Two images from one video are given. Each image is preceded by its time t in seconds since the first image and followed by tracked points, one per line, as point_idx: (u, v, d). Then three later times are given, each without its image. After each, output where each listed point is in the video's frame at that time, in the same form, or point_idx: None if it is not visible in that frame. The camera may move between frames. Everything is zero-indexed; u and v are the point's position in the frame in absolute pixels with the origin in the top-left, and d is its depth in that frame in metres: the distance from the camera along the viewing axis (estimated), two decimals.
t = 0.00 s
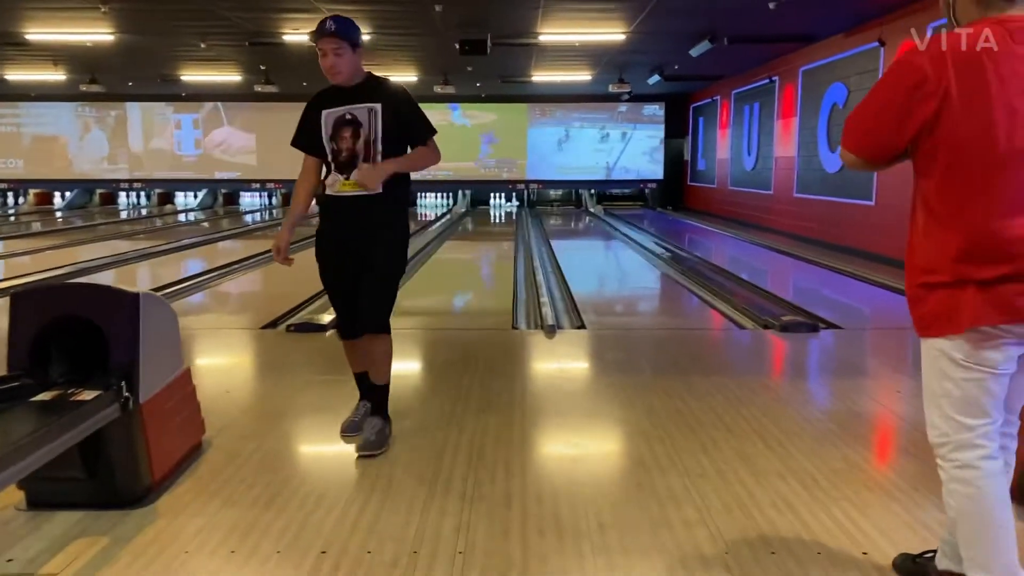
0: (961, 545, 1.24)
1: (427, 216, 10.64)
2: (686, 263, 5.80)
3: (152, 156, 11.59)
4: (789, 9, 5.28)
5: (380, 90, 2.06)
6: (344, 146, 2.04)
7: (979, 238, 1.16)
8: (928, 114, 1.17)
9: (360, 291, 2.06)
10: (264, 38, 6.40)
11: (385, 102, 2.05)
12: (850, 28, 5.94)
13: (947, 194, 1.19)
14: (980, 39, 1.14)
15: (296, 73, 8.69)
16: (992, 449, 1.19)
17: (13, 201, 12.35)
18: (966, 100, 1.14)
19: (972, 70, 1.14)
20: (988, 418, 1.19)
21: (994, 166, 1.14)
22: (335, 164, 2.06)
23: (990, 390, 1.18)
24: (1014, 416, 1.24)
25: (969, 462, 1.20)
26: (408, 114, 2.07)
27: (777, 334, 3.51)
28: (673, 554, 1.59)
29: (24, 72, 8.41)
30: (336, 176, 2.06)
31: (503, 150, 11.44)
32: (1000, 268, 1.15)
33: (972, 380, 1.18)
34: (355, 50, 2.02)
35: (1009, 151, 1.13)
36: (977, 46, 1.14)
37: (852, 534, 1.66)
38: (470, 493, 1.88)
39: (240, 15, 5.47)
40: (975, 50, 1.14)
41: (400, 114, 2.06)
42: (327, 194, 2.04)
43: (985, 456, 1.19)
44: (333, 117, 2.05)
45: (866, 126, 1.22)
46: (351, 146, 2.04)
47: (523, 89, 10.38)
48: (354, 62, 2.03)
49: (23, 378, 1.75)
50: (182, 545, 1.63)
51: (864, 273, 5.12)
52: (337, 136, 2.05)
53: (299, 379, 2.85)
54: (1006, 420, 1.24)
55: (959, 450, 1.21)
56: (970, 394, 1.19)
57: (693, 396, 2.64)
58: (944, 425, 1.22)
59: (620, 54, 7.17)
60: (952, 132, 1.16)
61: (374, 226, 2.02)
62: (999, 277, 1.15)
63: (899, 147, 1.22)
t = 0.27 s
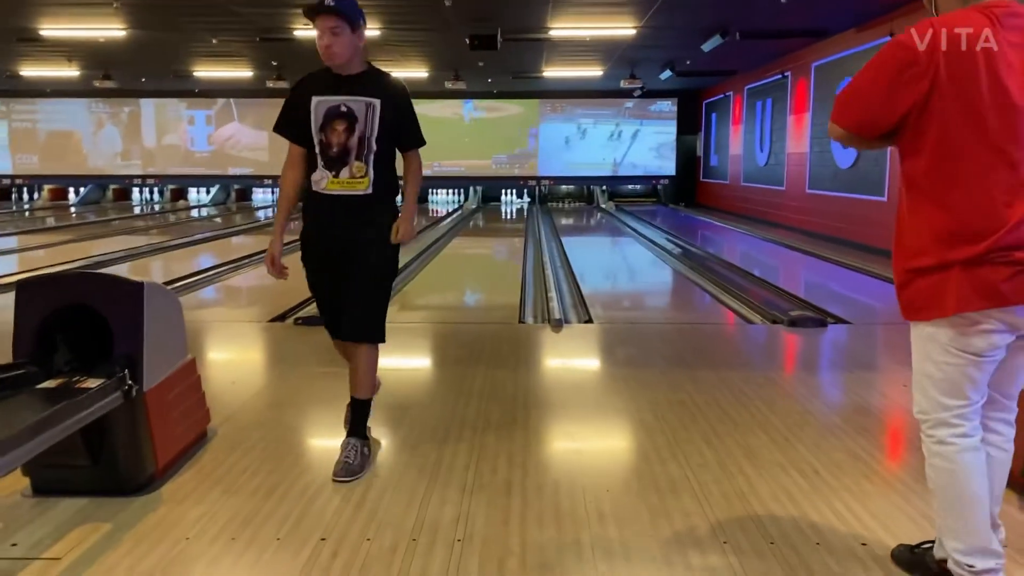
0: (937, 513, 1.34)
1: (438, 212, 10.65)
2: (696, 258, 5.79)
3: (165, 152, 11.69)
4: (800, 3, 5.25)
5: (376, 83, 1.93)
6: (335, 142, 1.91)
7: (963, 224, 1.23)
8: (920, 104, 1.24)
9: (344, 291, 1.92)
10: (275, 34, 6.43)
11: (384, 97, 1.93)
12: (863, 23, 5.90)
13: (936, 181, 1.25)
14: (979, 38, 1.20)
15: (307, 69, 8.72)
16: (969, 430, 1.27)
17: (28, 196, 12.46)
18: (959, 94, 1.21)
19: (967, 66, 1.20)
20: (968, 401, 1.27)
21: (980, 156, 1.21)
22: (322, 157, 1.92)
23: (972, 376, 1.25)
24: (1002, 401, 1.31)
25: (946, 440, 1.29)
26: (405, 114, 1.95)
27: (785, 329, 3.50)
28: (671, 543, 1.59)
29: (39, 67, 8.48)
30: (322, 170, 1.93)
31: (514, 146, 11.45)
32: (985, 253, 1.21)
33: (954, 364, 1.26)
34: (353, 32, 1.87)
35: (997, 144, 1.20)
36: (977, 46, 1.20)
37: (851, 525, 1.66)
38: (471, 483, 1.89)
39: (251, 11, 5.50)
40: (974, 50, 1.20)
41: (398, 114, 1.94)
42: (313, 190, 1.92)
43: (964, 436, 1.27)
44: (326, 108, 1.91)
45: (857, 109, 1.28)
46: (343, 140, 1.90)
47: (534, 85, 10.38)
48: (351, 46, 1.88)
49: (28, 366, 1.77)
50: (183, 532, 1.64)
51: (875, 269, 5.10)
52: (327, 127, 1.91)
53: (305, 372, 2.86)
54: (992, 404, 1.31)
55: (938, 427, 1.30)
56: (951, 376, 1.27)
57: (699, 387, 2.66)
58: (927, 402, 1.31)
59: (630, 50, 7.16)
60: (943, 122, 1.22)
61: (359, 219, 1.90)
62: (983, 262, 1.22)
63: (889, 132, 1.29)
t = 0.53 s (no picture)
0: (941, 515, 1.34)
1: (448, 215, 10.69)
2: (705, 260, 5.79)
3: (177, 158, 11.77)
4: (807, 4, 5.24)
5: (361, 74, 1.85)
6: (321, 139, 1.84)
7: (962, 222, 1.24)
8: (918, 103, 1.25)
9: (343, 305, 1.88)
10: (284, 39, 6.48)
11: (369, 89, 1.84)
12: (871, 24, 5.90)
13: (933, 179, 1.26)
14: (979, 39, 1.21)
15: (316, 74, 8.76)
16: (975, 432, 1.26)
17: (42, 202, 12.56)
18: (957, 94, 1.22)
19: (967, 65, 1.21)
20: (973, 401, 1.26)
21: (978, 154, 1.22)
22: (309, 153, 1.86)
23: (976, 375, 1.25)
24: (1007, 402, 1.30)
25: (951, 441, 1.28)
26: (391, 106, 1.86)
27: (794, 331, 3.50)
28: (673, 544, 1.59)
29: (51, 75, 8.55)
30: (309, 167, 1.86)
31: (524, 150, 11.46)
32: (983, 250, 1.22)
33: (958, 363, 1.26)
34: (337, 19, 1.78)
35: (996, 142, 1.21)
36: (976, 47, 1.21)
37: (856, 525, 1.66)
38: (476, 485, 1.90)
39: (260, 16, 5.54)
40: (975, 50, 1.21)
41: (383, 105, 1.86)
42: (299, 187, 1.86)
43: (969, 437, 1.27)
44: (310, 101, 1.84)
45: (853, 108, 1.29)
46: (327, 136, 1.83)
47: (543, 89, 10.39)
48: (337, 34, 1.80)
49: (37, 370, 1.79)
50: (190, 534, 1.66)
51: (884, 270, 5.08)
52: (311, 121, 1.85)
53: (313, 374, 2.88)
54: (998, 405, 1.30)
55: (943, 428, 1.29)
56: (955, 376, 1.26)
57: (706, 389, 2.66)
58: (932, 402, 1.31)
59: (639, 52, 7.16)
60: (941, 121, 1.23)
61: (350, 221, 1.84)
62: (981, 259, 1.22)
63: (886, 131, 1.30)
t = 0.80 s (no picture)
0: (945, 518, 1.32)
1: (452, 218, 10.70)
2: (710, 263, 5.78)
3: (182, 162, 11.80)
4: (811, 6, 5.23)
5: (314, 73, 1.66)
6: (280, 152, 1.66)
7: (963, 223, 1.23)
8: (917, 104, 1.24)
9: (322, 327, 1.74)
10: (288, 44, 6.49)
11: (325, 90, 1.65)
12: (876, 25, 5.88)
13: (934, 180, 1.25)
14: (979, 39, 1.20)
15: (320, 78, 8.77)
16: (982, 435, 1.25)
17: (48, 207, 12.60)
18: (958, 95, 1.21)
19: (967, 65, 1.20)
20: (980, 403, 1.25)
21: (978, 154, 1.21)
22: (268, 171, 1.68)
23: (982, 376, 1.23)
24: (1012, 404, 1.29)
25: (957, 444, 1.27)
26: (349, 102, 1.67)
27: (799, 333, 3.49)
28: (676, 547, 1.58)
29: (57, 80, 8.58)
30: (270, 187, 1.68)
31: (528, 152, 11.46)
32: (985, 251, 1.21)
33: (964, 365, 1.25)
34: (277, 18, 1.60)
35: (997, 142, 1.20)
36: (976, 47, 1.20)
37: (859, 527, 1.65)
38: (478, 488, 1.89)
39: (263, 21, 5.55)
40: (974, 50, 1.20)
41: (340, 102, 1.66)
42: (260, 211, 1.67)
43: (976, 439, 1.25)
44: (264, 112, 1.66)
45: (852, 110, 1.29)
46: (286, 151, 1.65)
47: (547, 92, 10.39)
48: (282, 35, 1.62)
49: (39, 374, 1.79)
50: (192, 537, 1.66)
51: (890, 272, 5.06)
52: (267, 136, 1.66)
53: (317, 377, 2.88)
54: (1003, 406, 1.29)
55: (949, 431, 1.28)
56: (963, 378, 1.25)
57: (711, 391, 2.65)
58: (937, 405, 1.29)
59: (643, 55, 7.16)
60: (941, 122, 1.22)
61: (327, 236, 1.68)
62: (984, 261, 1.21)
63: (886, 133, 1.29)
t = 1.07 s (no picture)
0: (948, 519, 1.32)
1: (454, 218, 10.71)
2: (712, 262, 5.78)
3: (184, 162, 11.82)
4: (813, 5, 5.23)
5: (225, 54, 1.50)
6: (214, 148, 1.51)
7: (966, 222, 1.23)
8: (917, 100, 1.24)
9: (251, 339, 1.53)
10: (290, 43, 6.50)
11: (240, 66, 1.49)
12: (877, 24, 5.88)
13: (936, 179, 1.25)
14: (979, 39, 1.20)
15: (323, 78, 8.78)
16: (986, 436, 1.24)
17: (50, 207, 12.62)
18: (960, 93, 1.21)
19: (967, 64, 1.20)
20: (985, 403, 1.24)
21: (979, 154, 1.21)
22: (206, 170, 1.54)
23: (986, 376, 1.23)
24: (1017, 403, 1.28)
25: (961, 445, 1.26)
26: (273, 77, 1.51)
27: (801, 332, 3.48)
28: (678, 547, 1.58)
29: (59, 80, 8.60)
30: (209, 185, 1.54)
31: (530, 152, 11.47)
32: (989, 250, 1.21)
33: (968, 364, 1.24)
34: (162, 11, 1.45)
35: (998, 141, 1.20)
36: (976, 47, 1.20)
37: (861, 527, 1.65)
38: (480, 487, 1.89)
39: (265, 21, 5.56)
40: (974, 50, 1.20)
41: (262, 78, 1.50)
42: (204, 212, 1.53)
43: (980, 440, 1.25)
44: (184, 111, 1.50)
45: (851, 109, 1.29)
46: (219, 142, 1.51)
47: (549, 92, 10.39)
48: (173, 28, 1.47)
49: (41, 373, 1.79)
50: (193, 536, 1.66)
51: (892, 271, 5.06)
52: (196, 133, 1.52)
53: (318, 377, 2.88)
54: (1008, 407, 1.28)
55: (953, 432, 1.27)
56: (967, 378, 1.24)
57: (713, 391, 2.64)
58: (941, 405, 1.29)
59: (644, 54, 7.16)
60: (941, 121, 1.22)
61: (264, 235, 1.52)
62: (987, 259, 1.21)
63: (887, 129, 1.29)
